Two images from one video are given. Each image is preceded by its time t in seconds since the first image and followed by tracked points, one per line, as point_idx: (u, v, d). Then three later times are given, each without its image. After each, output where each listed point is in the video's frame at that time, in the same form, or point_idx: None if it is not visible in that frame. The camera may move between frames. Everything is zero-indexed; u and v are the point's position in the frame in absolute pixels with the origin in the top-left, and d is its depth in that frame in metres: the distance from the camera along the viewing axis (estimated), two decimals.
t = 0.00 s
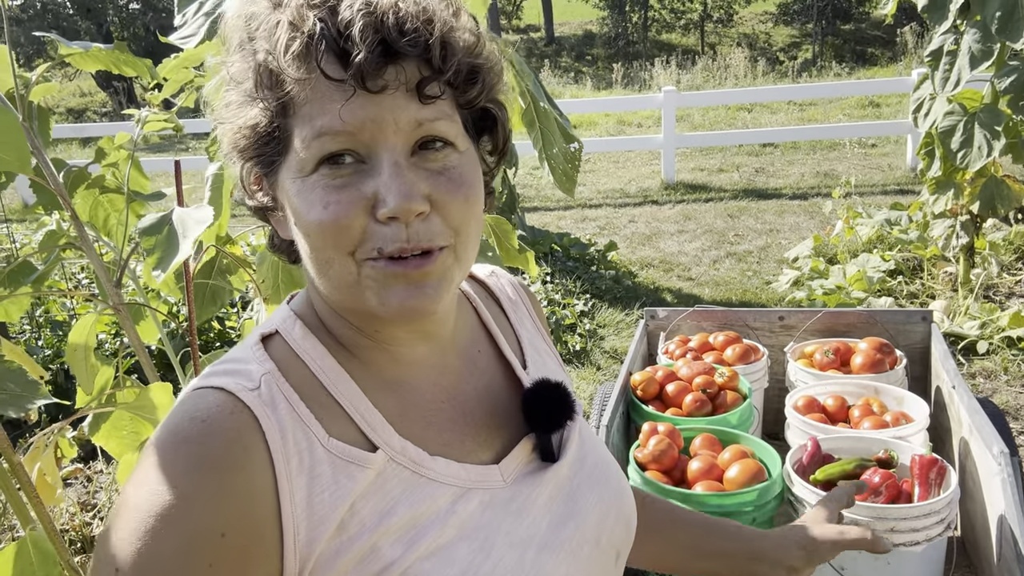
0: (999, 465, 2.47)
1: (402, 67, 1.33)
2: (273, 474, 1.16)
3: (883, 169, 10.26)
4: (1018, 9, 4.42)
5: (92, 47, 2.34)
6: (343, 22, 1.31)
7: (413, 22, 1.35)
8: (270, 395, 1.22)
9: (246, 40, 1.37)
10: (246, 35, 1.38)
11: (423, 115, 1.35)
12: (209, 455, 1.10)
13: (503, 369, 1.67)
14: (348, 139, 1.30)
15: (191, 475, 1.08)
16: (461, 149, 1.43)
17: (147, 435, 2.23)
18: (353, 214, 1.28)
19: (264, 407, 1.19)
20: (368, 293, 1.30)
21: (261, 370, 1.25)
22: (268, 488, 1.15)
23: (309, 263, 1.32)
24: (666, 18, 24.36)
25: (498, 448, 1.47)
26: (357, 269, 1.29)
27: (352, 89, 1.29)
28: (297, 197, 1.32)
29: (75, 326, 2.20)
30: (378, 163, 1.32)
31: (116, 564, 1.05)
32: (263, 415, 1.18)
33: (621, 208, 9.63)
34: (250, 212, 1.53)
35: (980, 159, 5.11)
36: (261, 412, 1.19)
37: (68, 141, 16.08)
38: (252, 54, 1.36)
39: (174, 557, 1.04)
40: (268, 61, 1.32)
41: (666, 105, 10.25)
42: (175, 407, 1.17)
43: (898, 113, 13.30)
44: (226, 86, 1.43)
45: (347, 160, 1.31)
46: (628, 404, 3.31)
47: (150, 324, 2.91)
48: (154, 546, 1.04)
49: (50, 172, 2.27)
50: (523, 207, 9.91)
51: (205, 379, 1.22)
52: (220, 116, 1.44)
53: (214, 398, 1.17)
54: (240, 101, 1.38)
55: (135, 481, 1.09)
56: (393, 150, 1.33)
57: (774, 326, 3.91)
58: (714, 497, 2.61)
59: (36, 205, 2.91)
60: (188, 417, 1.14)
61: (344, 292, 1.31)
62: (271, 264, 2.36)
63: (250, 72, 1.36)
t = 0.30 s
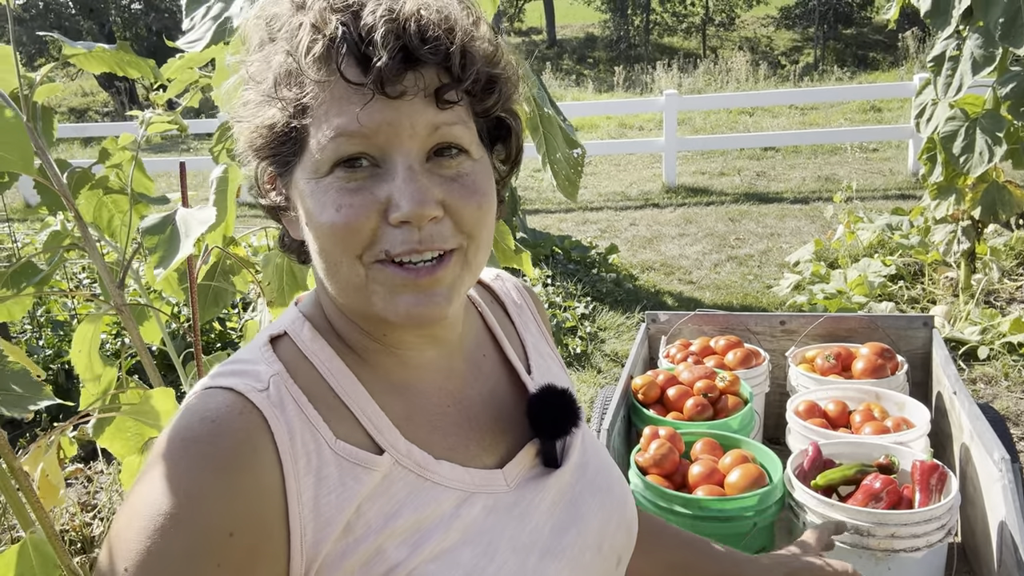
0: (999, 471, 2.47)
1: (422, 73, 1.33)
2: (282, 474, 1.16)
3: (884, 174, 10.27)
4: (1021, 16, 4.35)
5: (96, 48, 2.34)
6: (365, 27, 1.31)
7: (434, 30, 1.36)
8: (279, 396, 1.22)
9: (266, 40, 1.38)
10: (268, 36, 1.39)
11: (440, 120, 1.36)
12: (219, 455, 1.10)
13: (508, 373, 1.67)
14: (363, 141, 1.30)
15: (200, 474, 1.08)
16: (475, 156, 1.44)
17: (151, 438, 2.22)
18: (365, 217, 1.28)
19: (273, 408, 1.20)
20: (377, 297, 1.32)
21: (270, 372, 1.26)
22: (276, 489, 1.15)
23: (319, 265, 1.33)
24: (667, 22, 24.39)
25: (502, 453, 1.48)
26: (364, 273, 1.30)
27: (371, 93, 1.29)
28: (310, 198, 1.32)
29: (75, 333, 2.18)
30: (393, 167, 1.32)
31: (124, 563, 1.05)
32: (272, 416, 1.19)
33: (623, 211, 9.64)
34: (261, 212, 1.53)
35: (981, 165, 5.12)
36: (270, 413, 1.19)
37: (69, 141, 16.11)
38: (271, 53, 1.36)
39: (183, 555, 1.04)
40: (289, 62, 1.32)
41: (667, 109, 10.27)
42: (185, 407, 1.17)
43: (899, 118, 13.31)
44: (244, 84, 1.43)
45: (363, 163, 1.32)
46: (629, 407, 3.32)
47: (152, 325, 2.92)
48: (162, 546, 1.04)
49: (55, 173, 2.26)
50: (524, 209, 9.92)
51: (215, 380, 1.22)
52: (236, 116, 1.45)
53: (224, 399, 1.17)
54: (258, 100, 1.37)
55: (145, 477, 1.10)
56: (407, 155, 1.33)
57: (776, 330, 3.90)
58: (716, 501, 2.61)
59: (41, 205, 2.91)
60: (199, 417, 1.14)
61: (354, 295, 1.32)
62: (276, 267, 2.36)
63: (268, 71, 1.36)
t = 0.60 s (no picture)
0: (995, 471, 2.47)
1: (440, 62, 1.34)
2: (278, 466, 1.16)
3: (884, 177, 10.27)
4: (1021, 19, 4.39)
5: (95, 44, 2.34)
6: (386, 14, 1.31)
7: (454, 20, 1.37)
8: (275, 388, 1.22)
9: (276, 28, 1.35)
10: (273, 24, 1.36)
11: (456, 110, 1.37)
12: (214, 445, 1.10)
13: (505, 369, 1.67)
14: (382, 130, 1.31)
15: (195, 464, 1.08)
16: (487, 148, 1.45)
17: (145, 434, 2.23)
18: (381, 206, 1.28)
19: (270, 400, 1.20)
20: (391, 292, 1.32)
21: (267, 364, 1.26)
22: (272, 479, 1.15)
23: (329, 255, 1.32)
24: (669, 24, 24.39)
25: (497, 450, 1.48)
26: (380, 263, 1.30)
27: (392, 81, 1.30)
28: (322, 187, 1.31)
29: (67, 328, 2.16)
30: (409, 156, 1.32)
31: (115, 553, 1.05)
32: (270, 407, 1.19)
33: (622, 212, 9.63)
34: (259, 201, 1.50)
35: (981, 167, 5.12)
36: (267, 404, 1.19)
37: (70, 139, 16.10)
38: (284, 42, 1.34)
39: (176, 546, 1.04)
40: (303, 50, 1.31)
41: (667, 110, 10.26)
42: (179, 397, 1.17)
43: (899, 121, 13.31)
44: (247, 72, 1.41)
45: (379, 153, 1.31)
46: (626, 407, 3.31)
47: (150, 321, 2.92)
48: (155, 536, 1.04)
49: (54, 170, 2.26)
50: (523, 210, 9.91)
51: (210, 370, 1.22)
52: (241, 106, 1.42)
53: (219, 389, 1.17)
54: (267, 89, 1.35)
55: (138, 467, 1.09)
56: (424, 143, 1.34)
57: (774, 330, 3.90)
58: (713, 500, 2.61)
59: (39, 200, 2.91)
60: (194, 407, 1.14)
61: (367, 287, 1.32)
62: (273, 262, 2.35)
63: (281, 59, 1.34)
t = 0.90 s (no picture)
0: (996, 475, 2.46)
1: (474, 69, 1.34)
2: (286, 475, 1.15)
3: (883, 178, 10.26)
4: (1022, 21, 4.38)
5: (96, 43, 2.33)
6: (423, 20, 1.30)
7: (486, 27, 1.37)
8: (283, 394, 1.21)
9: (303, 27, 1.33)
10: (293, 23, 1.34)
11: (486, 116, 1.37)
12: (221, 454, 1.09)
13: (510, 375, 1.66)
14: (414, 136, 1.30)
15: (202, 474, 1.07)
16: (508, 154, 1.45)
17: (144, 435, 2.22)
18: (413, 209, 1.27)
19: (278, 407, 1.18)
20: (417, 289, 1.30)
21: (274, 369, 1.24)
22: (279, 488, 1.14)
23: (351, 254, 1.29)
24: (669, 24, 24.38)
25: (504, 456, 1.47)
26: (410, 264, 1.28)
27: (428, 88, 1.29)
28: (350, 189, 1.29)
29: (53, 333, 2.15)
30: (439, 162, 1.32)
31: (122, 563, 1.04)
32: (277, 415, 1.17)
33: (622, 213, 9.63)
34: (267, 201, 1.47)
35: (981, 170, 5.12)
36: (274, 411, 1.18)
37: (69, 137, 16.07)
38: (315, 43, 1.31)
39: (183, 556, 1.04)
40: (337, 54, 1.29)
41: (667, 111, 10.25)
42: (184, 403, 1.16)
43: (898, 123, 13.32)
44: (265, 71, 1.38)
45: (410, 158, 1.31)
46: (626, 408, 3.31)
47: (148, 321, 2.91)
48: (162, 547, 1.04)
49: (53, 167, 2.25)
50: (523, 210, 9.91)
51: (216, 375, 1.21)
52: (257, 105, 1.39)
53: (226, 395, 1.16)
54: (289, 91, 1.34)
55: (144, 477, 1.08)
56: (455, 150, 1.33)
57: (774, 333, 3.90)
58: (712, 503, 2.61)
59: (38, 199, 2.90)
60: (200, 415, 1.13)
61: (393, 287, 1.30)
62: (272, 262, 2.33)
63: (310, 60, 1.31)
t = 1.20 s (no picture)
0: (994, 476, 2.46)
1: (452, 63, 1.34)
2: (285, 474, 1.15)
3: (883, 179, 10.27)
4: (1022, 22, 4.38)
5: (94, 39, 2.32)
6: (397, 14, 1.30)
7: (466, 19, 1.36)
8: (283, 393, 1.21)
9: (286, 24, 1.34)
10: (279, 20, 1.36)
11: (468, 110, 1.36)
12: (219, 454, 1.09)
13: (512, 374, 1.66)
14: (392, 132, 1.30)
15: (200, 474, 1.07)
16: (498, 148, 1.44)
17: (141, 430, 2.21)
18: (394, 210, 1.27)
19: (277, 406, 1.18)
20: (401, 293, 1.29)
21: (274, 368, 1.24)
22: (278, 488, 1.14)
23: (340, 258, 1.30)
24: (670, 24, 24.38)
25: (503, 456, 1.46)
26: (394, 269, 1.28)
27: (403, 83, 1.29)
28: (334, 190, 1.30)
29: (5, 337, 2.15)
30: (420, 159, 1.31)
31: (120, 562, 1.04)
32: (277, 414, 1.17)
33: (622, 212, 9.63)
34: (266, 203, 1.49)
35: (981, 171, 5.13)
36: (273, 410, 1.17)
37: (69, 134, 16.08)
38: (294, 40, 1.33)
39: (181, 555, 1.04)
40: (313, 50, 1.30)
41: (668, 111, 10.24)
42: (184, 401, 1.16)
43: (899, 124, 13.32)
44: (254, 72, 1.40)
45: (389, 154, 1.30)
46: (625, 407, 3.31)
47: (145, 317, 2.91)
48: (160, 547, 1.03)
49: (51, 164, 2.23)
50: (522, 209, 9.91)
51: (216, 373, 1.21)
52: (247, 105, 1.42)
53: (225, 394, 1.16)
54: (275, 89, 1.35)
55: (142, 474, 1.08)
56: (435, 146, 1.33)
57: (772, 333, 3.90)
58: (709, 502, 2.61)
59: (36, 195, 2.90)
60: (199, 413, 1.12)
61: (378, 289, 1.30)
62: (269, 258, 2.33)
63: (291, 59, 1.33)
